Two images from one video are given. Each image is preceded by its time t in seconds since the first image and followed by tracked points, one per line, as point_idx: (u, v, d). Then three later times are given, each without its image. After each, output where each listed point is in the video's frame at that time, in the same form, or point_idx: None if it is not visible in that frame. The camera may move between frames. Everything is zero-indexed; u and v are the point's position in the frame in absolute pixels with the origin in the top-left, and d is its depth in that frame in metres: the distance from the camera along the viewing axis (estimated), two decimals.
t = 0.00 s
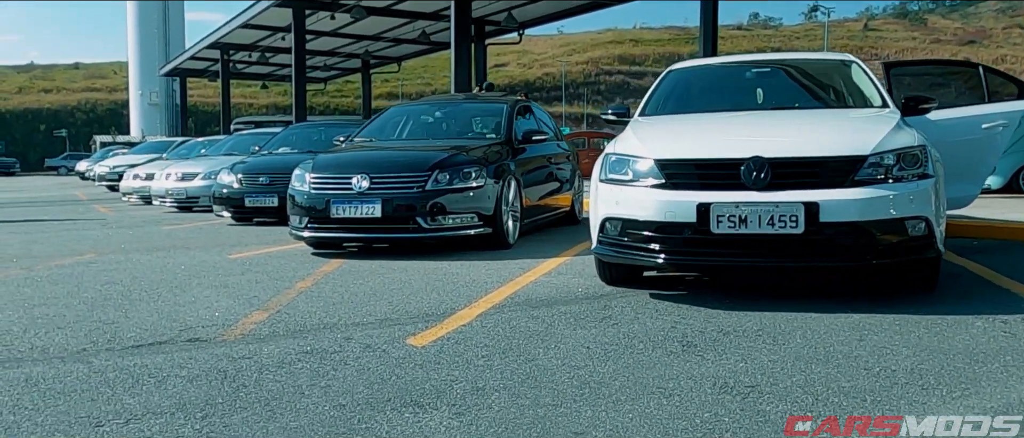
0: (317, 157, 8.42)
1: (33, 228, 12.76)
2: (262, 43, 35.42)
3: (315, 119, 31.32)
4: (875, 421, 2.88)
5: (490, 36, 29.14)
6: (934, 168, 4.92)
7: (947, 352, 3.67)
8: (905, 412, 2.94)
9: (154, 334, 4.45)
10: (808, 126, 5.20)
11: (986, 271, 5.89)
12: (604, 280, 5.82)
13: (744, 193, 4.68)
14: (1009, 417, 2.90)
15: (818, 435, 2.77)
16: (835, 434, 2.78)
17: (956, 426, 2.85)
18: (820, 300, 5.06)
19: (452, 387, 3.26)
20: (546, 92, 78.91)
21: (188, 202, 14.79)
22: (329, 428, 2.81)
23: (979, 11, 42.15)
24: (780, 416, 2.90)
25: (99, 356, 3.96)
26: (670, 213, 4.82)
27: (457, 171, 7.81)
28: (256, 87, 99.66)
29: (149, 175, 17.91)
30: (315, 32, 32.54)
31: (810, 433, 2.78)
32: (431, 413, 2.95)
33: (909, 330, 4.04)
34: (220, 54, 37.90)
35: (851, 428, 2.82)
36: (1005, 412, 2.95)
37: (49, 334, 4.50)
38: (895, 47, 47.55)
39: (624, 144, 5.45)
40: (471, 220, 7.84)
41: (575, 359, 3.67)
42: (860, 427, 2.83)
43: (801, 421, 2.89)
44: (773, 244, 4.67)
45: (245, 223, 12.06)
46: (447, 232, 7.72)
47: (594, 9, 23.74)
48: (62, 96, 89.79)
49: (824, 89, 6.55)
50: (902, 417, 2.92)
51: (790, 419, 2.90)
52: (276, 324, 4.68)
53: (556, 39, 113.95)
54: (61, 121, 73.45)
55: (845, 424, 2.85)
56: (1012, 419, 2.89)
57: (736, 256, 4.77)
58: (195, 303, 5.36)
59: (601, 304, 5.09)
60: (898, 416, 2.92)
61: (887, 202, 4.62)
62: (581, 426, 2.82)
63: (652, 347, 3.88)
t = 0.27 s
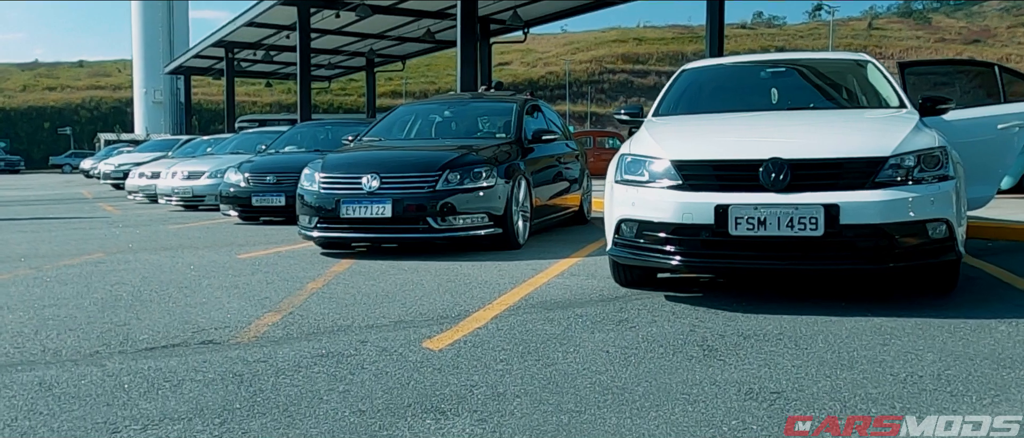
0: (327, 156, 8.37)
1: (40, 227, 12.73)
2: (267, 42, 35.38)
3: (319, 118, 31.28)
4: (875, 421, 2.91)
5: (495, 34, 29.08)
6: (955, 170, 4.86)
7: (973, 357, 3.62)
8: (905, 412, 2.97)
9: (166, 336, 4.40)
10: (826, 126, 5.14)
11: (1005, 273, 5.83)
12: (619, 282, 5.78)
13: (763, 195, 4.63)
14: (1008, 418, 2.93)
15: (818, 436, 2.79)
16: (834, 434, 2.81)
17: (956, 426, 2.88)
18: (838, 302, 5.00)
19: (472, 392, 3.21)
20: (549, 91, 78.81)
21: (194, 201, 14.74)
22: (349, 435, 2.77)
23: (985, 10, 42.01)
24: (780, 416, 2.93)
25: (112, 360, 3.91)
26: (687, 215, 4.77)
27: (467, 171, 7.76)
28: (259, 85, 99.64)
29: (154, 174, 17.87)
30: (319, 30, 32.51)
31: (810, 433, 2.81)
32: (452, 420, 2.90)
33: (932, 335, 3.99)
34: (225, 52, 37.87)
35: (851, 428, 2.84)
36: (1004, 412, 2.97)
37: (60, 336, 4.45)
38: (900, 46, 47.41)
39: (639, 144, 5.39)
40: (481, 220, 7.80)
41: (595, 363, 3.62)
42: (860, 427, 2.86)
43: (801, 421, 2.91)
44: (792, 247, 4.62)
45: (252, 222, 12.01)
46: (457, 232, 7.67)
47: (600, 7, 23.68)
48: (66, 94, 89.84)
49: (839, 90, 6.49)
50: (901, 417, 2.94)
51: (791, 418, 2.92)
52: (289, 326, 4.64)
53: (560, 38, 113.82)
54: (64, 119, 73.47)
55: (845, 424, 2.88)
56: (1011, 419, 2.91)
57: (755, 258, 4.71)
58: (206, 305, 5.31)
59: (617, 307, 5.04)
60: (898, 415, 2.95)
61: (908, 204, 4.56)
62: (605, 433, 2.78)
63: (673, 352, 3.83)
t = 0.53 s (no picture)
0: (335, 155, 8.33)
1: (45, 226, 12.70)
2: (270, 41, 35.35)
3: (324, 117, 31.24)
4: (875, 421, 2.91)
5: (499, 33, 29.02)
6: (973, 170, 4.80)
7: (996, 360, 3.56)
8: (905, 413, 2.97)
9: (178, 338, 4.36)
10: (843, 125, 5.08)
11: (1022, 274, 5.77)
12: (632, 282, 5.73)
13: (780, 195, 4.58)
14: (1009, 418, 2.92)
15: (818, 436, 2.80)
16: (835, 434, 2.81)
17: (955, 426, 2.87)
18: (855, 303, 4.95)
19: (491, 396, 3.16)
20: (552, 90, 78.75)
21: (199, 201, 14.70)
22: None
23: (989, 9, 41.88)
24: (781, 417, 2.93)
25: (124, 362, 3.87)
26: (703, 215, 4.72)
27: (476, 170, 7.71)
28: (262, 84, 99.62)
29: (159, 173, 17.82)
30: (323, 29, 32.48)
31: (810, 433, 2.81)
32: (473, 425, 2.86)
33: (954, 337, 3.94)
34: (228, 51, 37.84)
35: (851, 429, 2.85)
36: (1005, 412, 2.96)
37: (70, 337, 4.41)
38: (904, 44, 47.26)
39: (653, 144, 5.34)
40: (490, 220, 7.75)
41: (614, 367, 3.57)
42: (860, 427, 2.86)
43: (801, 421, 2.92)
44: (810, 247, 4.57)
45: (257, 221, 11.98)
46: (466, 232, 7.62)
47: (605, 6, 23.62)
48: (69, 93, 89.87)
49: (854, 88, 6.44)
50: (902, 417, 2.94)
51: (790, 419, 2.92)
52: (301, 328, 4.59)
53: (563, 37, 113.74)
54: (68, 118, 73.49)
55: (845, 424, 2.88)
56: (1012, 419, 2.91)
57: (771, 259, 4.66)
58: (216, 305, 5.27)
59: (632, 309, 4.99)
60: (898, 416, 2.95)
61: (927, 204, 4.50)
62: None
63: (692, 354, 3.78)
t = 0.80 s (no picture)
0: (341, 155, 8.28)
1: (50, 226, 12.67)
2: (272, 41, 35.31)
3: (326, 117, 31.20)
4: (875, 421, 2.89)
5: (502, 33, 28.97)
6: (991, 169, 4.75)
7: (1019, 361, 3.51)
8: (905, 413, 2.95)
9: (188, 339, 4.31)
10: (859, 124, 5.03)
11: None
12: (644, 283, 5.68)
13: (796, 195, 4.53)
14: (1009, 418, 2.90)
15: (819, 436, 2.77)
16: (835, 434, 2.79)
17: (955, 426, 2.85)
18: (870, 303, 4.90)
19: (509, 398, 3.11)
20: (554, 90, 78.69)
21: (203, 201, 14.65)
22: None
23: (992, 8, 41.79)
24: (780, 417, 2.91)
25: (134, 364, 3.82)
26: (718, 215, 4.67)
27: (484, 170, 7.66)
28: (264, 85, 99.61)
29: (162, 173, 17.78)
30: (326, 29, 32.45)
31: (809, 433, 2.79)
32: (493, 429, 2.80)
33: (974, 338, 3.88)
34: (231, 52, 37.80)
35: (851, 428, 2.83)
36: (1005, 412, 2.94)
37: (79, 338, 4.37)
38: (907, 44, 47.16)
39: (666, 143, 5.29)
40: (498, 220, 7.70)
41: (631, 368, 3.52)
42: (860, 427, 2.84)
43: (801, 421, 2.89)
44: (826, 247, 4.51)
45: (262, 221, 11.92)
46: (474, 232, 7.57)
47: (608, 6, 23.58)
48: (70, 94, 89.88)
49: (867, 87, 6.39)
50: (902, 417, 2.92)
51: (791, 418, 2.90)
52: (312, 329, 4.54)
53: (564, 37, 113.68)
54: (70, 118, 73.50)
55: (845, 424, 2.86)
56: (1012, 420, 2.89)
57: (787, 259, 4.61)
58: (225, 307, 5.22)
59: (645, 310, 4.94)
60: (898, 416, 2.93)
61: (944, 204, 4.45)
62: None
63: (710, 356, 3.73)
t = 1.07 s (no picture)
0: (348, 155, 8.24)
1: (55, 227, 12.64)
2: (275, 41, 35.28)
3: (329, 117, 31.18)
4: (875, 421, 2.86)
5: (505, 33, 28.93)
6: (1010, 167, 4.68)
7: None
8: (905, 413, 2.91)
9: (198, 341, 4.27)
10: (875, 122, 4.97)
11: None
12: (656, 283, 5.63)
13: (813, 193, 4.48)
14: (1010, 418, 2.86)
15: (819, 436, 2.74)
16: (835, 434, 2.76)
17: (956, 426, 2.81)
18: (886, 302, 4.84)
19: (526, 401, 3.06)
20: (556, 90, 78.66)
21: (207, 201, 14.61)
22: None
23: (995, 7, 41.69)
24: (780, 417, 2.88)
25: (145, 366, 3.78)
26: (733, 214, 4.62)
27: (492, 169, 7.61)
28: (267, 85, 99.65)
29: (166, 173, 17.74)
30: (329, 29, 32.42)
31: (809, 433, 2.76)
32: (512, 432, 2.75)
33: (996, 339, 3.83)
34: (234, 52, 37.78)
35: (851, 428, 2.80)
36: (1006, 412, 2.91)
37: (88, 340, 4.32)
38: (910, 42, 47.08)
39: (678, 141, 5.23)
40: (506, 219, 7.65)
41: (648, 370, 3.46)
42: (860, 427, 2.81)
43: (801, 421, 2.86)
44: (843, 247, 4.46)
45: (266, 221, 11.87)
46: (482, 232, 7.52)
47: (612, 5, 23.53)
48: (73, 94, 89.97)
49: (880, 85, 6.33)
50: (902, 417, 2.89)
51: (791, 418, 2.87)
52: (322, 330, 4.49)
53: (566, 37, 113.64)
54: (73, 119, 73.57)
55: (845, 424, 2.83)
56: (1012, 420, 2.85)
57: (803, 259, 4.56)
58: (234, 308, 5.17)
59: (659, 310, 4.89)
60: (898, 416, 2.89)
61: (962, 202, 4.39)
62: None
63: (728, 357, 3.67)
